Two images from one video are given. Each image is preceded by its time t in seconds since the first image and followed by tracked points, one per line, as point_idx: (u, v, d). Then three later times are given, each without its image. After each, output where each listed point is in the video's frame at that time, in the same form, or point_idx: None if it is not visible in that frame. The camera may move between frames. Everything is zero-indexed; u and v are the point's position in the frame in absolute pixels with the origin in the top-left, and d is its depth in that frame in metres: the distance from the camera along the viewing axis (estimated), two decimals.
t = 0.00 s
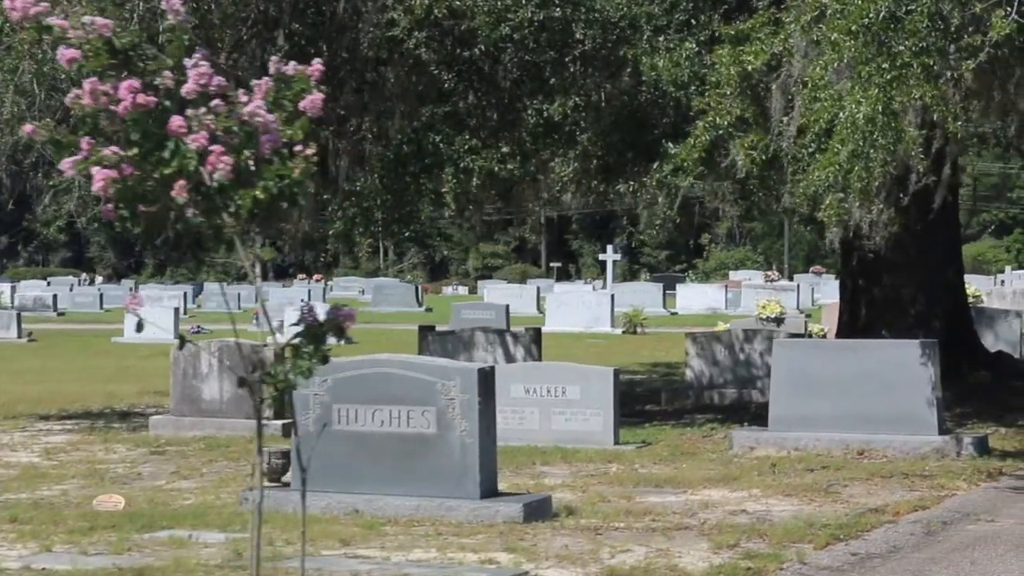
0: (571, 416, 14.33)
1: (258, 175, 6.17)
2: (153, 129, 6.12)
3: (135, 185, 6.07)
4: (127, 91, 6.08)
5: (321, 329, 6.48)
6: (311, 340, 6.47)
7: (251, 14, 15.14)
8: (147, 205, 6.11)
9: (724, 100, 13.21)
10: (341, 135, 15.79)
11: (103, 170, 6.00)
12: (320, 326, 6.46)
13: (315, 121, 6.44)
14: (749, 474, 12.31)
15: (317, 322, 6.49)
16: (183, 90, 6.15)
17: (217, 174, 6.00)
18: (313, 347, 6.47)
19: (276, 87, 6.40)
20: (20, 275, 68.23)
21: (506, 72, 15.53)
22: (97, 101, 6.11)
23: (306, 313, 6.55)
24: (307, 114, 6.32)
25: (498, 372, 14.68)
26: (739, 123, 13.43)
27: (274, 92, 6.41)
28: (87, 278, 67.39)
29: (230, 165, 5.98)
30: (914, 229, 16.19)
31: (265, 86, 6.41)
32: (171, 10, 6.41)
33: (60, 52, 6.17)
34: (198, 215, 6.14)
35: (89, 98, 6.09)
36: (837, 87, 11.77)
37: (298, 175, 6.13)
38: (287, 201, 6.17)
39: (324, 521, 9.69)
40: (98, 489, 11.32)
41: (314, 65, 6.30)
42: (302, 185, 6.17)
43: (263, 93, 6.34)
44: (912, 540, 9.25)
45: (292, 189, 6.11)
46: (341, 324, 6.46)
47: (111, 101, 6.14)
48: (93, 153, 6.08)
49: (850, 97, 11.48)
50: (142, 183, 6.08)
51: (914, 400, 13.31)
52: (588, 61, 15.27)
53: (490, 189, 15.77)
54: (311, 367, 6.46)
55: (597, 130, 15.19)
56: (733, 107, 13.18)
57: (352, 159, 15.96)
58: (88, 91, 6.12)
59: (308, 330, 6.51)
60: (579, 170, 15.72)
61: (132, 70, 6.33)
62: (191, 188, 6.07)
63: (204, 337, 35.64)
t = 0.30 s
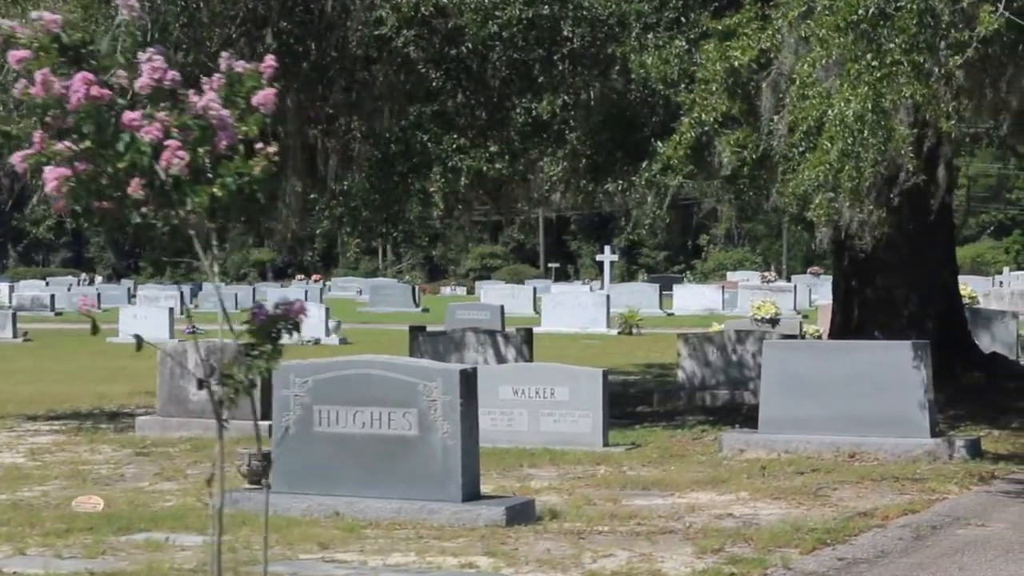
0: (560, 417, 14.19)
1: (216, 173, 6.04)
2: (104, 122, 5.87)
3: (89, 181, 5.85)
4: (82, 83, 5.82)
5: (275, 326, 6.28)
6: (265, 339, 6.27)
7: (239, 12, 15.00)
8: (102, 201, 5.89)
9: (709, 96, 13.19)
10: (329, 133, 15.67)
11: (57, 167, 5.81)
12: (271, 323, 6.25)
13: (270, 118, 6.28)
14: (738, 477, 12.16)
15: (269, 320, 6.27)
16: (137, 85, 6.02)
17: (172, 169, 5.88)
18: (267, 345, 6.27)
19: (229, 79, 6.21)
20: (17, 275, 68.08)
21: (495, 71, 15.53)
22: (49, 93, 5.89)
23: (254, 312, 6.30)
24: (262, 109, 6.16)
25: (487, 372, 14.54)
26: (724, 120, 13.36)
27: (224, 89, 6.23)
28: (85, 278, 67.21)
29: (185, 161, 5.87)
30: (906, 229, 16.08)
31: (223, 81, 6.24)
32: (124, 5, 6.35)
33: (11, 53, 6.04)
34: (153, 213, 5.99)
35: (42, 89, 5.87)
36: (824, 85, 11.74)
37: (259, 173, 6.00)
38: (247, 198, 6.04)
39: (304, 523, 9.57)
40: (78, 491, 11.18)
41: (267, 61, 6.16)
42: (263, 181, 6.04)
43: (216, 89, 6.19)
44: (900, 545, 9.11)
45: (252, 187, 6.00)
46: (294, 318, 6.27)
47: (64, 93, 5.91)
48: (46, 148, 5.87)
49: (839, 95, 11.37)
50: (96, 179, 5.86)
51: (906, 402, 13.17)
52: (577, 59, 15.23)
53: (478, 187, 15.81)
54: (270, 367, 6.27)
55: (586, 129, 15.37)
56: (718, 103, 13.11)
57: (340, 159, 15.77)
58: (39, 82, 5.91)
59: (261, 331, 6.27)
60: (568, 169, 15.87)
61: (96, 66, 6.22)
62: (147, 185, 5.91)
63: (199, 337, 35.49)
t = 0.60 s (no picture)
0: (551, 419, 14.04)
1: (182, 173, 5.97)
2: (69, 119, 5.78)
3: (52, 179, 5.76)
4: (43, 77, 5.68)
5: (241, 324, 6.08)
6: (233, 339, 6.05)
7: (230, 11, 15.17)
8: (65, 199, 5.79)
9: (701, 93, 12.98)
10: (320, 134, 15.56)
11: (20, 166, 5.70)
12: (237, 322, 6.06)
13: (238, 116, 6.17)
14: (730, 479, 12.02)
15: (235, 319, 6.07)
16: (99, 82, 5.87)
17: (139, 167, 5.70)
18: (235, 346, 6.05)
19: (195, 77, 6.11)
20: (14, 275, 67.92)
21: (487, 70, 15.43)
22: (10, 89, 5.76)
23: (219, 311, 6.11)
24: (229, 107, 6.07)
25: (477, 373, 14.43)
26: (714, 118, 13.17)
27: (191, 88, 6.13)
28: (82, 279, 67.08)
29: (152, 158, 5.70)
30: (902, 229, 15.96)
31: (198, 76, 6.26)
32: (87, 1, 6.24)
33: None
34: (119, 211, 5.84)
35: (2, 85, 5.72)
36: (816, 84, 11.53)
37: (229, 172, 5.82)
38: (215, 197, 5.88)
39: (286, 527, 9.43)
40: (61, 495, 11.05)
41: (232, 59, 6.07)
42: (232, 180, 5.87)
43: (182, 86, 6.07)
44: (892, 548, 8.97)
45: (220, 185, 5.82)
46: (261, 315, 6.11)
47: (27, 88, 5.78)
48: (9, 146, 5.75)
49: (834, 94, 11.15)
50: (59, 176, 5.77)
51: (900, 403, 13.02)
52: (570, 57, 14.99)
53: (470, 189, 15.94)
54: (237, 368, 6.04)
55: (578, 128, 15.02)
56: (709, 101, 12.87)
57: (331, 159, 15.61)
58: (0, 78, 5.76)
59: (228, 331, 6.06)
60: (560, 170, 15.30)
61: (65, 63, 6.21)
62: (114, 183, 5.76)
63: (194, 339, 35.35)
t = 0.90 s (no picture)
0: (541, 421, 13.90)
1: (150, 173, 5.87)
2: (34, 117, 5.64)
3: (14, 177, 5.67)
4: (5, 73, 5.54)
5: (207, 324, 5.92)
6: (199, 340, 5.90)
7: (222, 10, 15.07)
8: (30, 198, 5.76)
9: (692, 92, 12.90)
10: (310, 133, 15.64)
11: None
12: (205, 321, 5.90)
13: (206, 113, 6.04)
14: (721, 482, 11.89)
15: (201, 319, 5.91)
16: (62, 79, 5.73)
17: (105, 165, 5.55)
18: (203, 346, 5.91)
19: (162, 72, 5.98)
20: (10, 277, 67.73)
21: (479, 69, 15.27)
22: None
23: (183, 312, 5.93)
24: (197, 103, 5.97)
25: (466, 375, 14.26)
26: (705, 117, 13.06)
27: (158, 86, 6.02)
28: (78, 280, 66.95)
29: (119, 155, 5.55)
30: (897, 229, 15.82)
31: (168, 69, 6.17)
32: None
33: None
34: (84, 210, 5.71)
35: None
36: (808, 83, 11.41)
37: (195, 171, 5.69)
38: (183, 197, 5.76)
39: (268, 532, 9.28)
40: (43, 499, 10.91)
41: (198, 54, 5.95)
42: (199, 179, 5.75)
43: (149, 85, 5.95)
44: (882, 552, 8.83)
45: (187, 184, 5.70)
46: (227, 315, 5.95)
47: None
48: None
49: (825, 94, 10.98)
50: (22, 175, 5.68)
51: (894, 404, 12.89)
52: (562, 57, 14.85)
53: (461, 190, 15.65)
54: (203, 369, 5.90)
55: (570, 128, 14.94)
56: (700, 99, 12.82)
57: (322, 158, 15.66)
58: None
59: (194, 332, 5.91)
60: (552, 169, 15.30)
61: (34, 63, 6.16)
62: (80, 181, 5.64)
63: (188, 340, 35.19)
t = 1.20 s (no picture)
0: (533, 423, 13.81)
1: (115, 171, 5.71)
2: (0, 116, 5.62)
3: None
4: None
5: (175, 325, 5.85)
6: (170, 342, 5.83)
7: (213, 10, 15.02)
8: None
9: (683, 92, 12.82)
10: (302, 133, 15.62)
11: None
12: (176, 323, 5.85)
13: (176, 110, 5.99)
14: (713, 484, 11.79)
15: (169, 320, 5.85)
16: (23, 78, 5.77)
17: (71, 163, 5.52)
18: (173, 348, 5.84)
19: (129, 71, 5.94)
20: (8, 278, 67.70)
21: (471, 68, 15.19)
22: None
23: (150, 315, 5.85)
24: (166, 101, 5.93)
25: (458, 376, 14.19)
26: (696, 117, 12.95)
27: (126, 85, 5.94)
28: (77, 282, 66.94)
29: (84, 152, 5.52)
30: (892, 229, 15.75)
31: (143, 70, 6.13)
32: None
33: None
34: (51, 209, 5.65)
35: None
36: (800, 83, 11.21)
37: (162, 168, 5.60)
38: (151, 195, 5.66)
39: (253, 535, 9.19)
40: (28, 502, 10.83)
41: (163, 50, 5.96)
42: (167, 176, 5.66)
43: (116, 84, 5.89)
44: (873, 556, 8.73)
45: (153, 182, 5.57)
46: (198, 315, 5.90)
47: None
48: None
49: (818, 94, 10.82)
50: None
51: (888, 406, 12.78)
52: (554, 55, 14.75)
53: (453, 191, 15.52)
54: (174, 371, 5.81)
55: (563, 126, 14.80)
56: (691, 99, 12.72)
57: (314, 159, 15.67)
58: None
59: (162, 333, 5.83)
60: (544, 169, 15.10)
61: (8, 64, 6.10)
62: (46, 179, 5.60)
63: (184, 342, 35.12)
